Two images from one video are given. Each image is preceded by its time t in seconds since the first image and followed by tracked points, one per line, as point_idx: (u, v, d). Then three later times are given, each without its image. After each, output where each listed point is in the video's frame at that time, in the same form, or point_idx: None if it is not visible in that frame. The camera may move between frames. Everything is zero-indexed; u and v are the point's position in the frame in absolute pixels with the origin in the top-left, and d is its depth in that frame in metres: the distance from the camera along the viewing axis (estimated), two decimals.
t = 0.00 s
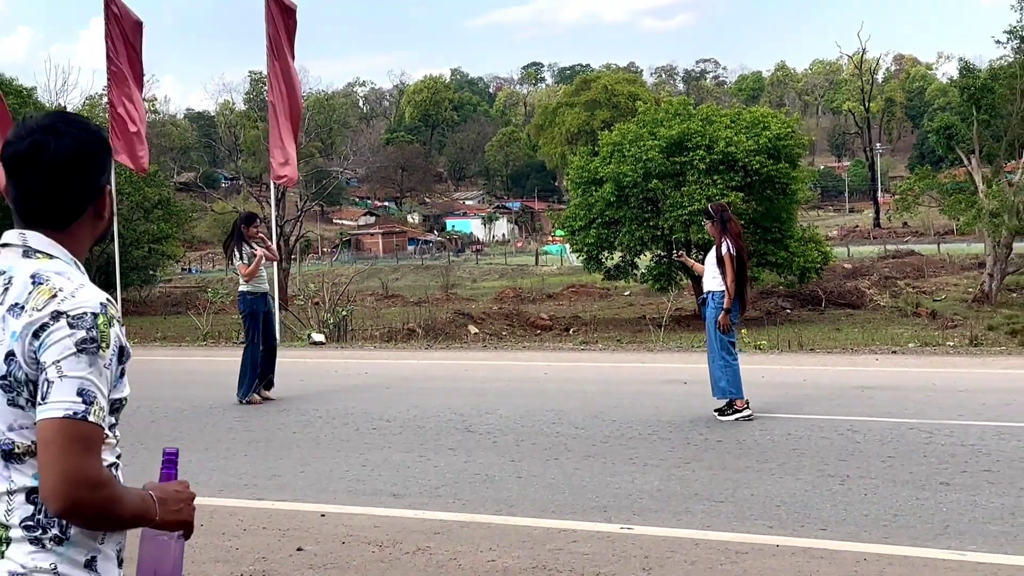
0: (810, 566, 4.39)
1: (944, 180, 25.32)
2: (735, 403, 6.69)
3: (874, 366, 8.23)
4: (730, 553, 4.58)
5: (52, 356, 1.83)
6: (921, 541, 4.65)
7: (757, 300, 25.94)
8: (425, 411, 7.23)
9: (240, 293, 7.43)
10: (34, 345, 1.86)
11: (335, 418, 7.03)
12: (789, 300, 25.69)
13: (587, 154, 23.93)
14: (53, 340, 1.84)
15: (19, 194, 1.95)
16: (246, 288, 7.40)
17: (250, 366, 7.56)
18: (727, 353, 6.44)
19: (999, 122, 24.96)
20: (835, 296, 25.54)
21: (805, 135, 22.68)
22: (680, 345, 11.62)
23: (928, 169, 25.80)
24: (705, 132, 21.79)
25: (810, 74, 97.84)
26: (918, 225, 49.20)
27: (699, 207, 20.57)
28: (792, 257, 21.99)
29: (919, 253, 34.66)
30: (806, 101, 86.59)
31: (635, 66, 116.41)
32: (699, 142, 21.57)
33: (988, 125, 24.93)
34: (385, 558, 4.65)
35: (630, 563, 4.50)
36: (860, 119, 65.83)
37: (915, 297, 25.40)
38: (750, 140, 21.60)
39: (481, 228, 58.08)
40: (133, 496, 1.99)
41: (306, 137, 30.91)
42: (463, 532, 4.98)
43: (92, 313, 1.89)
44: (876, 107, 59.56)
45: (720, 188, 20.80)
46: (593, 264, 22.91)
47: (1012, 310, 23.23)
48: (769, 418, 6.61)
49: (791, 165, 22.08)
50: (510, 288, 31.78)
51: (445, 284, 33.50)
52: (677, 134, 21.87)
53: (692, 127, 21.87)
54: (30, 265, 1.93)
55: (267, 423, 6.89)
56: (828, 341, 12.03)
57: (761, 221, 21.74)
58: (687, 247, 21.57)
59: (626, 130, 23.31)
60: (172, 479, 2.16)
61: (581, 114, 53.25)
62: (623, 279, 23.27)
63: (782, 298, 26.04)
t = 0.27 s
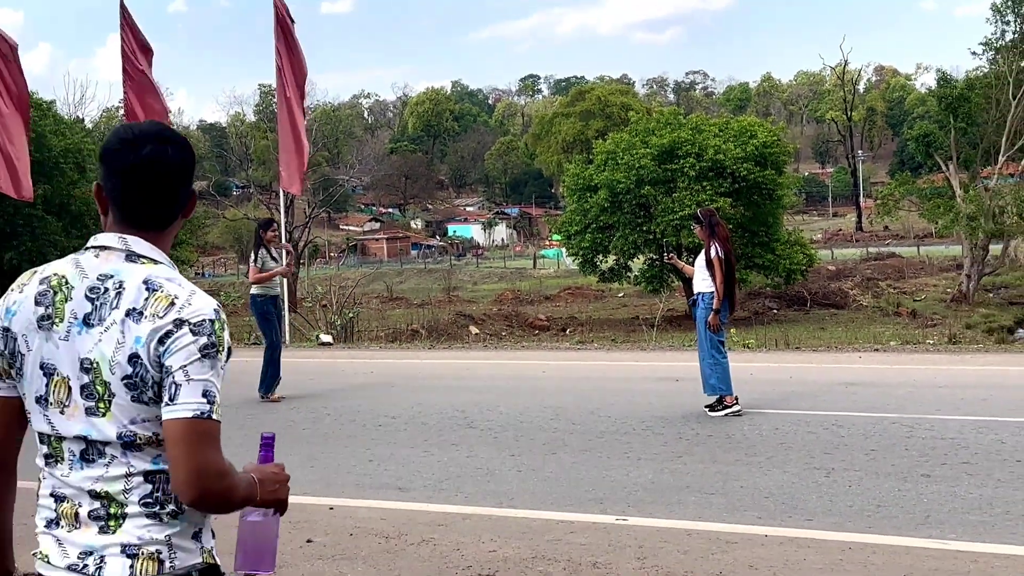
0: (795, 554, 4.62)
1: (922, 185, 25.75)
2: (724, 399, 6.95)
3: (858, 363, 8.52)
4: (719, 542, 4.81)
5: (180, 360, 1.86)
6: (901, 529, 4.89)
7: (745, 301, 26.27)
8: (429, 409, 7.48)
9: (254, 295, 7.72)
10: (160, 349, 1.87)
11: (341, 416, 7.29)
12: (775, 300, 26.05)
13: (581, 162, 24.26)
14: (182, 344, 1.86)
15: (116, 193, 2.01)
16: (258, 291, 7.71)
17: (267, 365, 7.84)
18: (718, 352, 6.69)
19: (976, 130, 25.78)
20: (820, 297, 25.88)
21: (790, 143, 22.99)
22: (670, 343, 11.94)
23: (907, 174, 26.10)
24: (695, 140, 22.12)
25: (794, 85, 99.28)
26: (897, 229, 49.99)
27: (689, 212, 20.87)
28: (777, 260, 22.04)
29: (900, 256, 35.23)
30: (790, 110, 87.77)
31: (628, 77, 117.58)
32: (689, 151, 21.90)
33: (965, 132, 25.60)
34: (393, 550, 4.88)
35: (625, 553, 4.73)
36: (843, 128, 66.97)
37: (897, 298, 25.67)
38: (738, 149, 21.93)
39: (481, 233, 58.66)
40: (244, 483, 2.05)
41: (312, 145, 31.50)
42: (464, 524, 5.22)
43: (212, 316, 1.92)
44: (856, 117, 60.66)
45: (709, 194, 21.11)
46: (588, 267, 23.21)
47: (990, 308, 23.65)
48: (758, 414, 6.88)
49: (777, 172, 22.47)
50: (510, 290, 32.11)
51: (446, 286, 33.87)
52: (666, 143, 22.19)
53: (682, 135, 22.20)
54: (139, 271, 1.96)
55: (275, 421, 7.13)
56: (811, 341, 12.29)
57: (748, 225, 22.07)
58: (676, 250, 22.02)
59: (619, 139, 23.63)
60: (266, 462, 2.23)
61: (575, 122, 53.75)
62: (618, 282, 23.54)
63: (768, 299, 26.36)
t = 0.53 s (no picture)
0: (784, 546, 4.78)
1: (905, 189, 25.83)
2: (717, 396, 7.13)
3: (848, 361, 8.69)
4: (711, 535, 4.97)
5: (252, 351, 2.02)
6: (888, 521, 5.04)
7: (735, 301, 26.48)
8: (430, 407, 7.66)
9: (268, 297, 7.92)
10: (226, 342, 2.04)
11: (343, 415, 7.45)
12: (764, 300, 26.28)
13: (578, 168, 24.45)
14: (249, 336, 2.03)
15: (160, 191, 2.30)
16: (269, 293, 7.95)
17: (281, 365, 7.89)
18: (710, 350, 6.87)
19: (959, 136, 25.83)
20: (808, 296, 26.12)
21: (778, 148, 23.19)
22: (665, 342, 12.09)
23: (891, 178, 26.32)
24: (687, 144, 22.35)
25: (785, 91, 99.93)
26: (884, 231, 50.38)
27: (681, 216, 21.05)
28: (768, 261, 22.23)
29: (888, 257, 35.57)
30: (779, 116, 88.48)
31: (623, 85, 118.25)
32: (681, 156, 22.11)
33: (949, 137, 25.73)
34: (396, 544, 5.05)
35: (621, 546, 4.89)
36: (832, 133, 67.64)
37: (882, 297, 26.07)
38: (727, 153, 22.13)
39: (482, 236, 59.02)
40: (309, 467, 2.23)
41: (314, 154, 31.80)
42: (464, 518, 5.39)
43: (270, 306, 2.08)
44: (842, 122, 61.14)
45: (701, 198, 21.29)
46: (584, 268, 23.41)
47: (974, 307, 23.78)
48: (748, 410, 7.06)
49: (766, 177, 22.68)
50: (507, 292, 32.24)
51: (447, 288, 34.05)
52: (658, 149, 22.40)
53: (674, 141, 22.43)
54: (193, 266, 2.12)
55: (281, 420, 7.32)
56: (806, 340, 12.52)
57: (738, 228, 22.29)
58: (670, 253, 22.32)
59: (612, 144, 23.82)
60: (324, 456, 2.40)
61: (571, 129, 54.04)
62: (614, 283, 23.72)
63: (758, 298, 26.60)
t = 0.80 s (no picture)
0: (766, 530, 5.10)
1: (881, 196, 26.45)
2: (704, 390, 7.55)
3: (829, 357, 9.07)
4: (699, 521, 5.30)
5: (218, 339, 2.19)
6: (863, 507, 5.38)
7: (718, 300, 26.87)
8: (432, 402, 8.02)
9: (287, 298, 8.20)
10: (198, 329, 2.23)
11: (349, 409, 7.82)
12: (747, 299, 26.73)
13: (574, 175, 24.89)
14: (217, 326, 2.20)
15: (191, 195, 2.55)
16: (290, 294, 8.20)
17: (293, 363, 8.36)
18: (697, 349, 7.25)
19: (930, 145, 26.76)
20: (788, 296, 26.65)
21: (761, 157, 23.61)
22: (657, 337, 12.57)
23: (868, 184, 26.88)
24: (676, 154, 22.73)
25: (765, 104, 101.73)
26: (862, 236, 51.46)
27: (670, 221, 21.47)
28: (752, 263, 22.71)
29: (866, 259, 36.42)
30: (762, 126, 90.00)
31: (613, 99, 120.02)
32: (670, 165, 22.49)
33: (921, 146, 26.54)
34: (403, 530, 5.38)
35: (614, 531, 5.23)
36: (811, 143, 68.99)
37: (860, 297, 26.66)
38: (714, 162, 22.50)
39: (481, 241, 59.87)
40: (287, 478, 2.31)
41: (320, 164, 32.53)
42: (466, 506, 5.73)
43: (244, 299, 2.23)
44: (822, 133, 62.36)
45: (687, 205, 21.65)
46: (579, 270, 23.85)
47: (944, 307, 24.29)
48: (737, 403, 7.43)
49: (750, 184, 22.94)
50: (505, 292, 32.77)
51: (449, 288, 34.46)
52: (648, 158, 22.79)
53: (664, 150, 22.79)
54: (199, 260, 2.36)
55: (291, 414, 7.68)
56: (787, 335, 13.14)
57: (723, 232, 22.67)
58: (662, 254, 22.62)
59: (605, 153, 24.25)
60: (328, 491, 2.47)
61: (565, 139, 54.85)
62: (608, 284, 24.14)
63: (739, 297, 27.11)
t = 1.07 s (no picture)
0: (730, 498, 5.77)
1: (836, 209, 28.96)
2: (682, 379, 8.57)
3: (791, 357, 10.09)
4: (671, 491, 5.98)
5: (187, 318, 2.36)
6: (817, 477, 6.05)
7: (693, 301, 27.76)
8: (437, 398, 8.83)
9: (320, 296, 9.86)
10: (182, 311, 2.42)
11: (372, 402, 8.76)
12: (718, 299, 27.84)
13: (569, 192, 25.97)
14: (187, 307, 2.37)
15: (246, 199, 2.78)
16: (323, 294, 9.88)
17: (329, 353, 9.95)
18: (678, 343, 8.29)
19: (879, 165, 30.04)
20: (755, 296, 27.94)
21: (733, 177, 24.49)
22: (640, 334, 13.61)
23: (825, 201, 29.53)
24: (659, 172, 23.67)
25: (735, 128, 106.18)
26: (817, 242, 54.27)
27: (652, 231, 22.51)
28: (723, 267, 23.66)
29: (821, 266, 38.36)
30: (736, 146, 93.54)
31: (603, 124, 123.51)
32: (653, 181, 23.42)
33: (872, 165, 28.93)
34: (414, 498, 6.10)
35: (597, 500, 5.89)
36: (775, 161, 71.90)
37: (815, 296, 28.92)
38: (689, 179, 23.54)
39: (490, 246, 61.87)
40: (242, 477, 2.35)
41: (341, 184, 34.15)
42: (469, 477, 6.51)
43: (212, 287, 2.37)
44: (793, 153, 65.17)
45: (669, 216, 22.64)
46: (572, 274, 24.94)
47: (889, 306, 26.01)
48: (712, 389, 8.58)
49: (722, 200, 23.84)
50: (508, 292, 33.89)
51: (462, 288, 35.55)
52: (634, 175, 23.71)
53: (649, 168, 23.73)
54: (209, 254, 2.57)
55: (312, 413, 8.50)
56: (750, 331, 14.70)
57: (698, 241, 23.71)
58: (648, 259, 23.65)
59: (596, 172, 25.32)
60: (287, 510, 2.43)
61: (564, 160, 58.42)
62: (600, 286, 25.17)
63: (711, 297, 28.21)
